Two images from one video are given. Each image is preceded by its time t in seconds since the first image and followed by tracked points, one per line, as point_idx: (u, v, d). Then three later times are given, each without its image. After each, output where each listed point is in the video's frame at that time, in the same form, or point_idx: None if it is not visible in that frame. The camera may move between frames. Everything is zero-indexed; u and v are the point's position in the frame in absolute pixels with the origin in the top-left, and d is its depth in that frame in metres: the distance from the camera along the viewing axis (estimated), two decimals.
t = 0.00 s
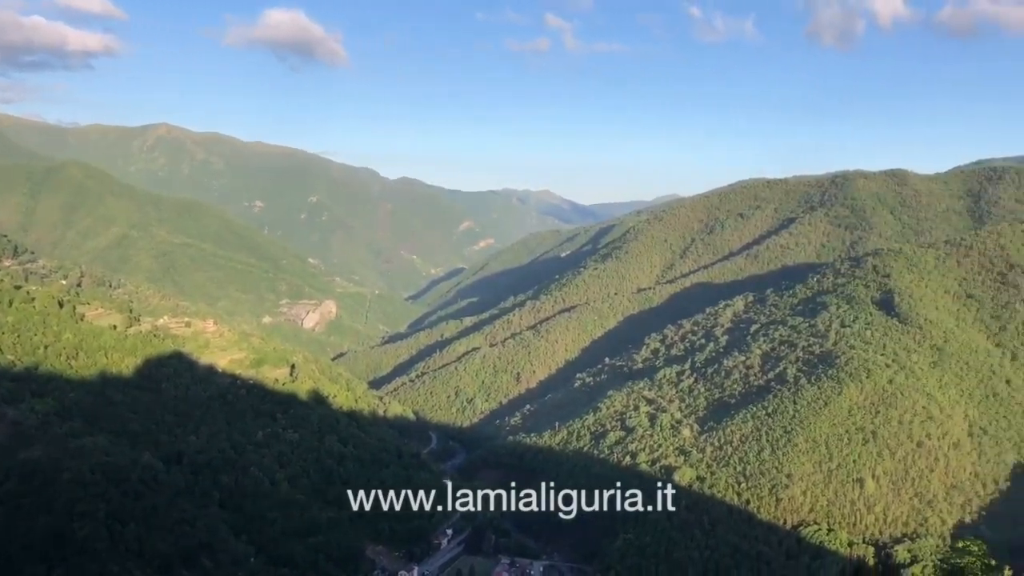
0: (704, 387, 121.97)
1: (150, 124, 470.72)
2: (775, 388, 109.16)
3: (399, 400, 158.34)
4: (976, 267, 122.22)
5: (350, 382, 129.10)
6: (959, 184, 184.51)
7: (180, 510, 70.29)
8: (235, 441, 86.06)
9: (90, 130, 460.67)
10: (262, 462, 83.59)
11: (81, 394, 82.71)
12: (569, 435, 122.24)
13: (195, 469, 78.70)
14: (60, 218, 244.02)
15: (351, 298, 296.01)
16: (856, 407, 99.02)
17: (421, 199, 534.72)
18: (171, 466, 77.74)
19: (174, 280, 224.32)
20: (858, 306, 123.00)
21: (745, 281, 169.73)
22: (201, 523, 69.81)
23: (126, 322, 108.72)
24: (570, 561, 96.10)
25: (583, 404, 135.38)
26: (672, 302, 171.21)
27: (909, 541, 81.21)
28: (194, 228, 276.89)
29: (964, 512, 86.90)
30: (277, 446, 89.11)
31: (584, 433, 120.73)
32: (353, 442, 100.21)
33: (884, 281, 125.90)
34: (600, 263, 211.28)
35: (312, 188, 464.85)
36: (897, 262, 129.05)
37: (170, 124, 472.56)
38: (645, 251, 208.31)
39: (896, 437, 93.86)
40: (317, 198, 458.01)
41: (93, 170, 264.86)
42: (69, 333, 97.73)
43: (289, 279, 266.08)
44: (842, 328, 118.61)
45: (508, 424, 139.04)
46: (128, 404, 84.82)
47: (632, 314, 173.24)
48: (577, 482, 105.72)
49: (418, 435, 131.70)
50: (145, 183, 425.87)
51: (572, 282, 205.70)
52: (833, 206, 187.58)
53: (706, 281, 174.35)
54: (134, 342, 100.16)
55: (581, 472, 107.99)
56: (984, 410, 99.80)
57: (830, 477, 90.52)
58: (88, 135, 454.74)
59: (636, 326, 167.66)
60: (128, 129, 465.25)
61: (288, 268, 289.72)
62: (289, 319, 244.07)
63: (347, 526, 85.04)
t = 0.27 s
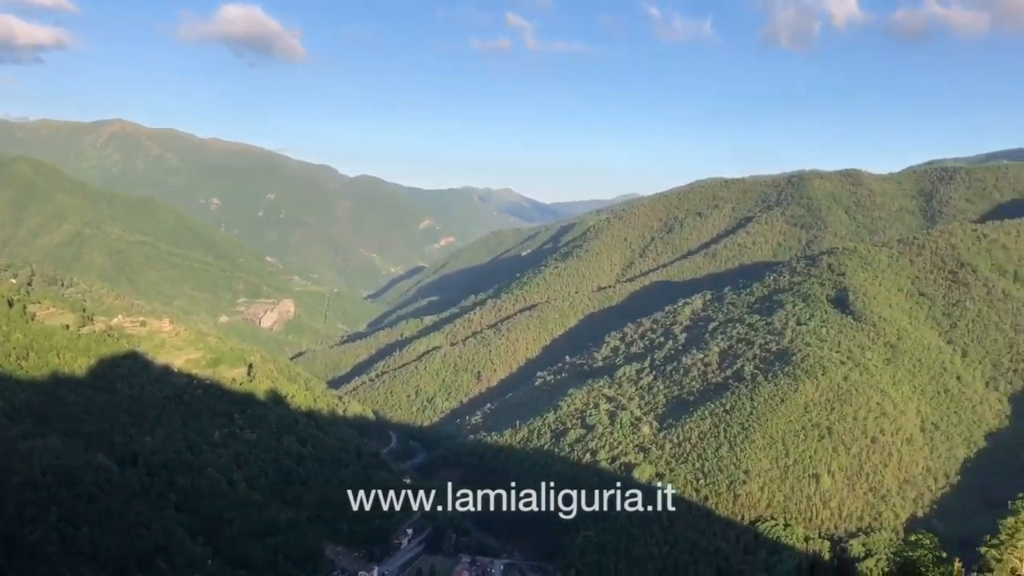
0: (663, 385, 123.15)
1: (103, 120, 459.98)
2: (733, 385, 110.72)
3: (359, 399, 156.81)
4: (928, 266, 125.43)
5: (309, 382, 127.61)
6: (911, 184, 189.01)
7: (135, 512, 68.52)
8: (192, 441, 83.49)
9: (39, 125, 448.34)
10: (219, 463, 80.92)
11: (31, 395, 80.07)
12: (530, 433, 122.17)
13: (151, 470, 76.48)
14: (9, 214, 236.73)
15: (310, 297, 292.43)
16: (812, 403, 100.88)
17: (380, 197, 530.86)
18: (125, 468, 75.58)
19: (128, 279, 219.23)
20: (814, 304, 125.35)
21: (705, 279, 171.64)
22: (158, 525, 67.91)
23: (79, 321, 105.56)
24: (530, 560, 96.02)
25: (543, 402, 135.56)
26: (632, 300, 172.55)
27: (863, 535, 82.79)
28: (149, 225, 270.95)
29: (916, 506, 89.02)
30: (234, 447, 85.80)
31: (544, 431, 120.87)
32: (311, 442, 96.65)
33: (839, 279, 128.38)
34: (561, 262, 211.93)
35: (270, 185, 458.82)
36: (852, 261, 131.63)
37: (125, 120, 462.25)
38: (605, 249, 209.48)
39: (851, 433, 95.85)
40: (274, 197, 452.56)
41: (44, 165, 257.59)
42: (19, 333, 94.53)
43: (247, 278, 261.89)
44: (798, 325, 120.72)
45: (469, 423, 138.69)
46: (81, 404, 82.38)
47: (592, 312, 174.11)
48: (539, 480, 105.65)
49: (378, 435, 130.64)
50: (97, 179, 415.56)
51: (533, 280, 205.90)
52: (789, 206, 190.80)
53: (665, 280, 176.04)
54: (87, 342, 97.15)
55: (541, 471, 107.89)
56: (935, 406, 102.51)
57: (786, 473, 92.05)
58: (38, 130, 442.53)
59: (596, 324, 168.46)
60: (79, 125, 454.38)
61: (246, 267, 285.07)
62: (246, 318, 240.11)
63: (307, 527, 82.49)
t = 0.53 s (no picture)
0: (621, 383, 124.03)
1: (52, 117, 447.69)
2: (690, 384, 112.06)
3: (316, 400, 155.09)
4: (879, 266, 128.56)
5: (265, 384, 125.68)
6: (861, 185, 193.68)
7: (86, 519, 67.21)
8: (145, 445, 81.08)
9: None
10: (174, 466, 78.73)
11: None
12: (489, 433, 121.97)
13: (103, 474, 74.22)
14: None
15: (266, 297, 288.38)
16: (767, 401, 102.55)
17: (337, 197, 525.90)
18: (75, 473, 73.29)
19: (79, 280, 213.55)
20: (769, 303, 127.48)
21: (662, 278, 173.56)
22: (110, 531, 66.52)
23: (27, 323, 102.16)
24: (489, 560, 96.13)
25: (502, 402, 135.46)
26: (589, 300, 173.77)
27: (817, 530, 84.29)
28: (100, 224, 264.25)
29: (869, 501, 90.91)
30: (189, 450, 83.60)
31: (504, 431, 120.72)
32: (269, 445, 94.74)
33: (793, 278, 130.68)
34: (519, 262, 212.17)
35: (225, 185, 451.40)
36: (805, 261, 134.16)
37: (74, 117, 450.44)
38: (564, 249, 210.45)
39: (805, 430, 97.75)
40: (230, 196, 445.42)
41: None
42: None
43: (202, 278, 257.21)
44: (753, 324, 122.73)
45: (427, 423, 137.90)
46: (29, 408, 79.64)
47: (552, 311, 174.79)
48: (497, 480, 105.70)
49: (336, 437, 129.28)
50: (45, 177, 404.02)
51: (491, 280, 205.63)
52: (744, 206, 194.23)
53: (623, 279, 177.59)
54: (36, 344, 93.92)
55: (500, 471, 107.71)
56: (886, 403, 105.02)
57: (742, 470, 93.47)
58: None
59: (556, 323, 169.11)
60: (26, 122, 441.42)
61: (201, 267, 279.85)
62: (200, 319, 235.48)
63: (264, 530, 79.98)
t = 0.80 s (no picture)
0: (579, 383, 124.58)
1: None
2: (647, 383, 113.11)
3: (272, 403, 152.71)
4: (830, 266, 131.38)
5: (221, 388, 123.24)
6: (813, 187, 197.90)
7: (36, 526, 65.95)
8: (97, 450, 77.84)
9: None
10: (128, 471, 76.31)
11: None
12: (447, 434, 121.43)
13: (53, 480, 71.50)
14: None
15: (221, 299, 283.33)
16: (723, 400, 103.96)
17: (294, 197, 519.32)
18: (24, 479, 70.63)
19: (27, 280, 206.14)
20: (724, 303, 129.26)
21: (620, 278, 175.01)
22: (61, 538, 65.35)
23: None
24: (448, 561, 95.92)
25: (462, 403, 135.00)
26: (547, 301, 174.42)
27: (773, 527, 85.70)
28: (49, 224, 256.63)
29: (822, 497, 92.64)
30: (143, 455, 80.34)
31: (463, 432, 120.36)
32: (226, 448, 91.24)
33: (748, 278, 132.67)
34: (478, 263, 211.96)
35: (178, 185, 442.34)
36: (759, 261, 136.37)
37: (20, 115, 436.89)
38: (522, 249, 210.81)
39: (760, 428, 99.39)
40: (184, 196, 436.87)
41: None
42: None
43: (155, 280, 251.62)
44: (709, 323, 124.41)
45: (385, 426, 136.84)
46: None
47: (510, 312, 175.04)
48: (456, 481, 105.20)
49: (292, 440, 127.42)
50: None
51: (450, 281, 204.93)
52: (700, 207, 197.00)
53: (581, 279, 178.64)
54: None
55: (459, 472, 107.18)
56: (839, 400, 107.35)
57: (699, 468, 94.63)
58: None
59: (515, 323, 169.29)
60: None
61: (153, 269, 273.69)
62: (154, 322, 230.56)
63: (221, 535, 77.84)
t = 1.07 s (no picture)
0: (540, 385, 124.79)
1: None
2: (607, 384, 113.66)
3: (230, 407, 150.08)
4: (786, 268, 133.66)
5: (178, 392, 120.59)
6: (769, 190, 201.33)
7: None
8: (49, 456, 75.20)
9: None
10: (81, 477, 73.91)
11: None
12: (408, 437, 120.57)
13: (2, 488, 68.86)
14: None
15: (177, 303, 277.82)
16: (682, 400, 105.10)
17: (251, 199, 511.73)
18: None
19: None
20: (683, 304, 130.64)
21: (581, 280, 175.84)
22: (11, 547, 62.30)
23: None
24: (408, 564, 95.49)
25: (422, 406, 134.11)
26: (508, 303, 174.49)
27: (731, 526, 86.87)
28: None
29: (779, 496, 94.16)
30: (97, 461, 77.88)
31: (423, 435, 119.68)
32: (181, 454, 88.35)
33: (706, 279, 134.16)
34: (439, 265, 211.13)
35: (133, 186, 432.78)
36: (717, 262, 138.04)
37: None
38: (483, 251, 210.52)
39: (718, 428, 100.66)
40: (139, 198, 427.80)
41: None
42: None
43: (108, 282, 245.61)
44: (668, 325, 125.63)
45: (345, 429, 135.47)
46: None
47: (472, 314, 174.72)
48: (417, 483, 104.51)
49: (250, 445, 125.33)
50: None
51: (410, 283, 203.71)
52: (659, 209, 199.06)
53: (542, 281, 179.15)
54: None
55: (420, 474, 106.45)
56: (795, 400, 109.26)
57: (659, 468, 95.46)
58: None
59: (476, 326, 168.97)
60: None
61: (107, 271, 267.16)
62: (108, 326, 225.28)
63: (178, 541, 76.16)
